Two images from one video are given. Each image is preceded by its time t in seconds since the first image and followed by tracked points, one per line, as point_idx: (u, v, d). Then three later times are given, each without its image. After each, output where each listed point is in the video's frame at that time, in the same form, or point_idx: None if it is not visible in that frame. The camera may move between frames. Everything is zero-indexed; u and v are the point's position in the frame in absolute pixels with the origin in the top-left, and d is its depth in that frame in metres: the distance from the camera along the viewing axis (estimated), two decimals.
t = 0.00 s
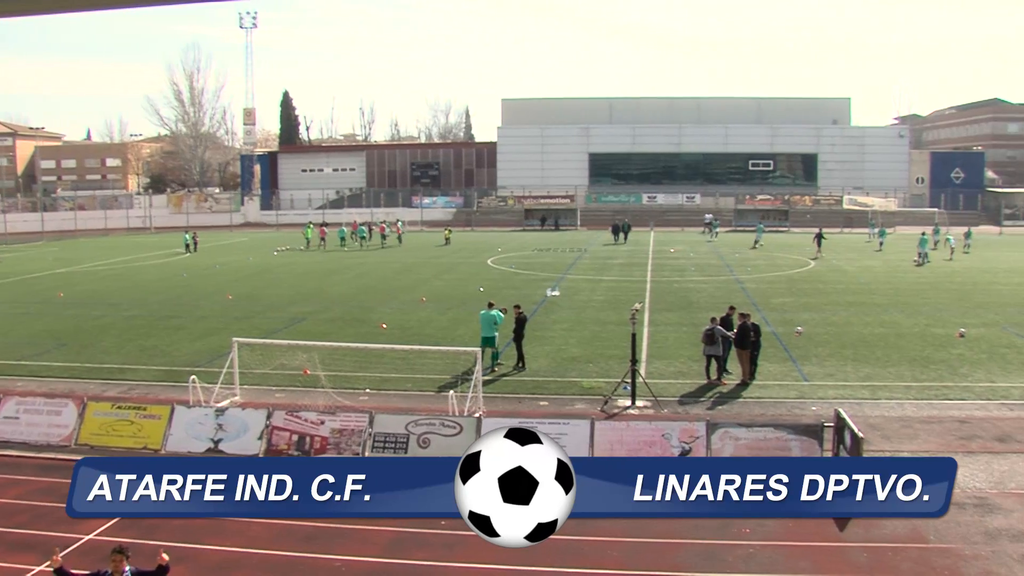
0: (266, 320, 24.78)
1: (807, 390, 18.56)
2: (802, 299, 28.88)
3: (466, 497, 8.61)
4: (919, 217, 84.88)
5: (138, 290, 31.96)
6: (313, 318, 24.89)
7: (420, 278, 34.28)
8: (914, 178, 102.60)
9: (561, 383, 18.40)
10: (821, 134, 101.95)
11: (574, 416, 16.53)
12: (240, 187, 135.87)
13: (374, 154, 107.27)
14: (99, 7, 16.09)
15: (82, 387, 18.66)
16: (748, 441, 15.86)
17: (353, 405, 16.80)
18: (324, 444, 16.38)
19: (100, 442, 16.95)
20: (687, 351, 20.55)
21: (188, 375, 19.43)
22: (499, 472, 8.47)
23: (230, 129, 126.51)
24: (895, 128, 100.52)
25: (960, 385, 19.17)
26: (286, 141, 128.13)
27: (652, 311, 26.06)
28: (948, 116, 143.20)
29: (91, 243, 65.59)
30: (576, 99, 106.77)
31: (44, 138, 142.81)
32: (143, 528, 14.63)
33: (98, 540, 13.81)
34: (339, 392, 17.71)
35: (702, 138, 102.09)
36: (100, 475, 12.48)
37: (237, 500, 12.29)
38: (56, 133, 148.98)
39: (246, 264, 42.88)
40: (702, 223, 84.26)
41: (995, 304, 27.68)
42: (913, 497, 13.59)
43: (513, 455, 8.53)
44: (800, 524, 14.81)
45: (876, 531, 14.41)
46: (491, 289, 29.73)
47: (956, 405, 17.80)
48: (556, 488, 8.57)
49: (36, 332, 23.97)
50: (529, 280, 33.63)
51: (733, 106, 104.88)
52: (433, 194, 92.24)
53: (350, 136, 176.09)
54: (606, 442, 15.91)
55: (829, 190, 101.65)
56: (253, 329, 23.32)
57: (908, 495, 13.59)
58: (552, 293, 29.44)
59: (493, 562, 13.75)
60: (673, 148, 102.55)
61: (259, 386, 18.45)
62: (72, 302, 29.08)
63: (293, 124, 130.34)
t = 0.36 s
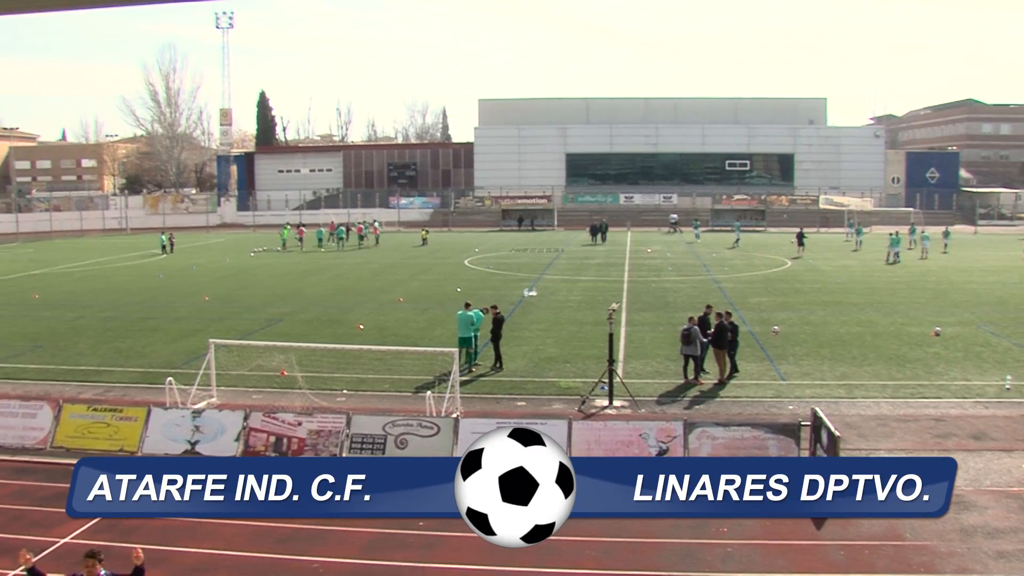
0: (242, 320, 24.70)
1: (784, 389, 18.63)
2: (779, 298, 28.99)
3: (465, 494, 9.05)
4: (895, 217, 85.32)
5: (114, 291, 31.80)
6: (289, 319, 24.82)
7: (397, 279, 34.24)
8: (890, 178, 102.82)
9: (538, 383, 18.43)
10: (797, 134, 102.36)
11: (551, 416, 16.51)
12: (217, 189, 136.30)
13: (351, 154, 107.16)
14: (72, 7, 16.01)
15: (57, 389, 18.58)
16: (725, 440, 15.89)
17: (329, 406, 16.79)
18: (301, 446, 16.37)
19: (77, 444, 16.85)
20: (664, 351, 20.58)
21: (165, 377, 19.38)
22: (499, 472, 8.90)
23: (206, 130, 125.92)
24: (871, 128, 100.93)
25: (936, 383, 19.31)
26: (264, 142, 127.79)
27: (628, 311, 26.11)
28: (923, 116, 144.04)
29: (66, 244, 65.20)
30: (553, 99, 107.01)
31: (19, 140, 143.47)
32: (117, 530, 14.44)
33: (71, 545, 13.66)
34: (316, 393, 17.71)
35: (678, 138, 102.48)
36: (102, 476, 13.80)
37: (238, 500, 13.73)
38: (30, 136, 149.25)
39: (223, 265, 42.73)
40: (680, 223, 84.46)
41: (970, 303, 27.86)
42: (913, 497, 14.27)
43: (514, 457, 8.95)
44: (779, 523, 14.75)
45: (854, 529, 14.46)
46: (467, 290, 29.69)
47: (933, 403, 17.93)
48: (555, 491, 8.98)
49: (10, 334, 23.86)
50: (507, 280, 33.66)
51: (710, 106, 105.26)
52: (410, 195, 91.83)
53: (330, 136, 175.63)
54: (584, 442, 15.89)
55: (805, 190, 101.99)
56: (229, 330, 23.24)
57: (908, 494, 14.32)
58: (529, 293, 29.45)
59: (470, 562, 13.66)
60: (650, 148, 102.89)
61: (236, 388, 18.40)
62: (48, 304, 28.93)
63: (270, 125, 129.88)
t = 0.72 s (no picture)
0: (218, 322, 24.60)
1: (761, 388, 18.68)
2: (754, 298, 29.08)
3: (466, 490, 9.27)
4: (870, 216, 85.76)
5: (89, 293, 31.54)
6: (266, 320, 24.73)
7: (374, 280, 34.15)
8: (864, 178, 103.25)
9: (515, 383, 18.44)
10: (772, 134, 102.70)
11: (527, 416, 16.43)
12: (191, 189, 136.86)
13: (327, 155, 106.88)
14: (43, 7, 15.88)
15: (31, 392, 18.47)
16: (702, 439, 15.90)
17: (305, 407, 16.77)
18: (277, 447, 16.39)
19: (51, 447, 16.79)
20: (640, 350, 20.63)
21: (140, 379, 19.29)
22: (502, 470, 9.12)
23: (181, 130, 125.31)
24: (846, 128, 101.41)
25: (911, 381, 19.46)
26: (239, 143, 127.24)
27: (605, 311, 26.14)
28: (897, 117, 145.25)
29: (40, 246, 64.72)
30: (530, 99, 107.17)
31: None
32: (95, 533, 14.35)
33: (48, 548, 13.52)
34: (292, 395, 17.64)
35: (654, 139, 102.63)
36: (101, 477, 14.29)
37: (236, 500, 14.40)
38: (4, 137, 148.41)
39: (198, 266, 42.50)
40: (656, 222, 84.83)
41: (943, 302, 28.07)
42: (913, 497, 14.58)
43: (517, 456, 9.19)
44: (755, 522, 14.80)
45: (829, 527, 14.55)
46: (443, 291, 29.65)
47: (907, 401, 18.06)
48: (555, 494, 9.19)
49: None
50: (483, 280, 33.65)
51: (686, 106, 105.59)
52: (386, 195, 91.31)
53: (308, 137, 174.97)
54: (560, 442, 15.91)
55: (781, 190, 102.36)
56: (205, 332, 23.16)
57: (908, 495, 14.65)
58: (506, 294, 29.46)
59: (446, 563, 13.56)
60: (626, 148, 103.03)
61: (212, 389, 18.33)
62: (22, 306, 28.73)
63: (245, 126, 129.26)
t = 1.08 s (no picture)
0: (191, 324, 24.49)
1: (734, 387, 18.80)
2: (726, 297, 29.17)
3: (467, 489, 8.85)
4: (842, 216, 86.34)
5: (60, 295, 31.28)
6: (239, 322, 24.63)
7: (347, 281, 34.08)
8: (837, 178, 104.01)
9: (489, 383, 18.53)
10: (745, 134, 103.11)
11: (503, 417, 16.68)
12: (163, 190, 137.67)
13: (300, 155, 106.56)
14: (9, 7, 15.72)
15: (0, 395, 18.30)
16: (676, 439, 16.00)
17: (279, 409, 16.85)
18: (251, 449, 16.45)
19: (22, 451, 16.67)
20: (612, 350, 20.71)
21: (113, 381, 19.20)
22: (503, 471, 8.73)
23: (154, 131, 124.72)
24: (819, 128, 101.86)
25: (883, 380, 19.67)
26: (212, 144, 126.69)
27: (578, 311, 26.19)
28: (869, 117, 147.10)
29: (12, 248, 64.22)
30: (503, 100, 107.20)
31: None
32: (65, 537, 13.75)
33: (18, 552, 12.98)
34: (265, 396, 17.63)
35: (628, 139, 102.97)
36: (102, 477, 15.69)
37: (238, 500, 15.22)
38: None
39: (171, 267, 42.30)
40: (629, 222, 84.96)
41: (915, 301, 28.24)
42: (915, 497, 15.08)
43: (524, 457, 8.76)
44: (730, 521, 14.53)
45: (804, 526, 14.28)
46: (416, 291, 29.61)
47: (880, 400, 18.28)
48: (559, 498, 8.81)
49: None
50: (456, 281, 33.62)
51: (659, 107, 105.89)
52: (360, 196, 90.83)
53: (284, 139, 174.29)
54: (533, 443, 16.03)
55: (754, 190, 102.76)
56: (178, 334, 23.07)
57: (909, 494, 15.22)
58: (479, 294, 29.44)
59: (420, 564, 13.12)
60: (600, 149, 103.25)
61: (185, 391, 18.27)
62: None
63: (218, 127, 128.53)
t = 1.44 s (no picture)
0: (168, 325, 24.44)
1: (712, 386, 18.89)
2: (703, 297, 29.23)
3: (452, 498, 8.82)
4: (818, 216, 86.85)
5: (36, 297, 31.04)
6: (216, 323, 24.60)
7: (325, 282, 34.03)
8: (813, 178, 104.80)
9: (468, 384, 18.59)
10: (722, 135, 103.52)
11: (481, 417, 16.74)
12: (139, 191, 137.02)
13: (277, 156, 106.23)
14: None
15: None
16: (653, 438, 16.06)
17: (257, 411, 16.84)
18: (229, 450, 16.42)
19: None
20: (591, 350, 20.76)
21: (89, 384, 19.12)
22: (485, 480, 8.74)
23: (131, 132, 124.25)
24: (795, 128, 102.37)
25: (860, 379, 19.79)
26: (189, 144, 126.17)
27: (556, 311, 26.26)
28: (845, 117, 148.66)
29: None
30: (480, 100, 107.38)
31: None
32: (41, 540, 13.57)
33: None
34: (243, 398, 17.63)
35: (606, 140, 103.12)
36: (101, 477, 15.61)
37: (239, 500, 15.20)
38: None
39: (147, 269, 42.03)
40: (606, 222, 85.17)
41: (891, 299, 28.44)
42: (910, 496, 15.13)
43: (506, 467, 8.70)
44: (709, 520, 14.56)
45: (781, 525, 14.29)
46: (393, 292, 29.61)
47: (857, 399, 18.41)
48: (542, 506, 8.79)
49: None
50: (434, 281, 33.62)
51: (637, 107, 106.20)
52: (337, 196, 90.59)
53: (262, 139, 173.63)
54: (511, 442, 16.12)
55: (731, 190, 103.25)
56: (156, 335, 23.00)
57: (904, 493, 15.26)
58: (457, 294, 29.46)
59: (398, 566, 13.06)
60: (577, 149, 103.41)
61: (162, 393, 18.25)
62: None
63: (195, 127, 128.10)
